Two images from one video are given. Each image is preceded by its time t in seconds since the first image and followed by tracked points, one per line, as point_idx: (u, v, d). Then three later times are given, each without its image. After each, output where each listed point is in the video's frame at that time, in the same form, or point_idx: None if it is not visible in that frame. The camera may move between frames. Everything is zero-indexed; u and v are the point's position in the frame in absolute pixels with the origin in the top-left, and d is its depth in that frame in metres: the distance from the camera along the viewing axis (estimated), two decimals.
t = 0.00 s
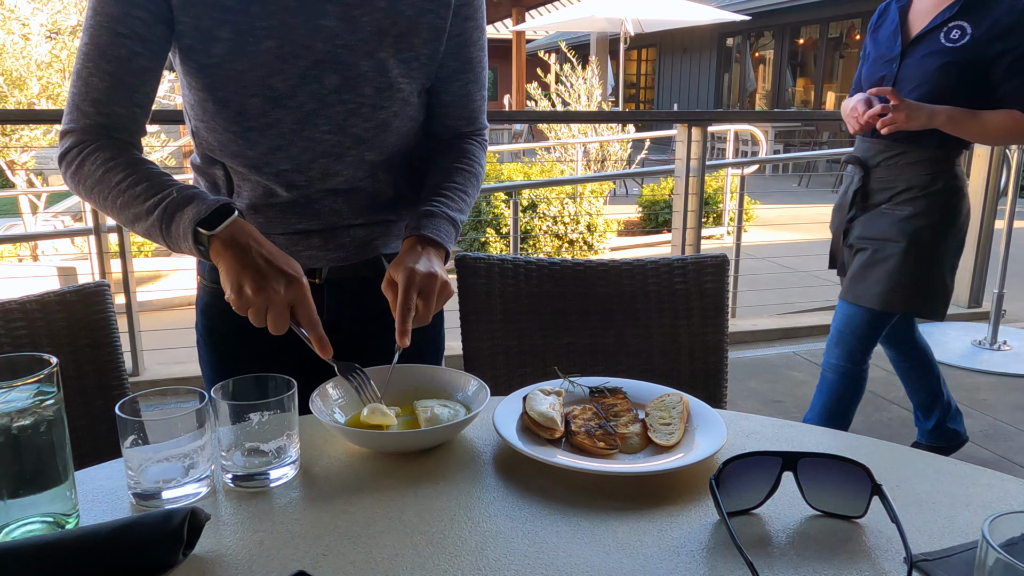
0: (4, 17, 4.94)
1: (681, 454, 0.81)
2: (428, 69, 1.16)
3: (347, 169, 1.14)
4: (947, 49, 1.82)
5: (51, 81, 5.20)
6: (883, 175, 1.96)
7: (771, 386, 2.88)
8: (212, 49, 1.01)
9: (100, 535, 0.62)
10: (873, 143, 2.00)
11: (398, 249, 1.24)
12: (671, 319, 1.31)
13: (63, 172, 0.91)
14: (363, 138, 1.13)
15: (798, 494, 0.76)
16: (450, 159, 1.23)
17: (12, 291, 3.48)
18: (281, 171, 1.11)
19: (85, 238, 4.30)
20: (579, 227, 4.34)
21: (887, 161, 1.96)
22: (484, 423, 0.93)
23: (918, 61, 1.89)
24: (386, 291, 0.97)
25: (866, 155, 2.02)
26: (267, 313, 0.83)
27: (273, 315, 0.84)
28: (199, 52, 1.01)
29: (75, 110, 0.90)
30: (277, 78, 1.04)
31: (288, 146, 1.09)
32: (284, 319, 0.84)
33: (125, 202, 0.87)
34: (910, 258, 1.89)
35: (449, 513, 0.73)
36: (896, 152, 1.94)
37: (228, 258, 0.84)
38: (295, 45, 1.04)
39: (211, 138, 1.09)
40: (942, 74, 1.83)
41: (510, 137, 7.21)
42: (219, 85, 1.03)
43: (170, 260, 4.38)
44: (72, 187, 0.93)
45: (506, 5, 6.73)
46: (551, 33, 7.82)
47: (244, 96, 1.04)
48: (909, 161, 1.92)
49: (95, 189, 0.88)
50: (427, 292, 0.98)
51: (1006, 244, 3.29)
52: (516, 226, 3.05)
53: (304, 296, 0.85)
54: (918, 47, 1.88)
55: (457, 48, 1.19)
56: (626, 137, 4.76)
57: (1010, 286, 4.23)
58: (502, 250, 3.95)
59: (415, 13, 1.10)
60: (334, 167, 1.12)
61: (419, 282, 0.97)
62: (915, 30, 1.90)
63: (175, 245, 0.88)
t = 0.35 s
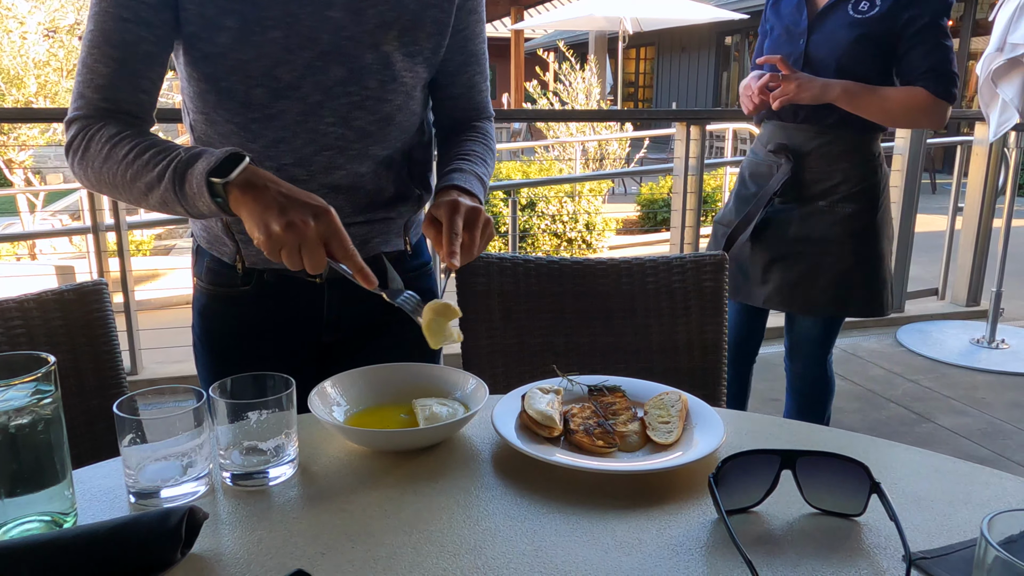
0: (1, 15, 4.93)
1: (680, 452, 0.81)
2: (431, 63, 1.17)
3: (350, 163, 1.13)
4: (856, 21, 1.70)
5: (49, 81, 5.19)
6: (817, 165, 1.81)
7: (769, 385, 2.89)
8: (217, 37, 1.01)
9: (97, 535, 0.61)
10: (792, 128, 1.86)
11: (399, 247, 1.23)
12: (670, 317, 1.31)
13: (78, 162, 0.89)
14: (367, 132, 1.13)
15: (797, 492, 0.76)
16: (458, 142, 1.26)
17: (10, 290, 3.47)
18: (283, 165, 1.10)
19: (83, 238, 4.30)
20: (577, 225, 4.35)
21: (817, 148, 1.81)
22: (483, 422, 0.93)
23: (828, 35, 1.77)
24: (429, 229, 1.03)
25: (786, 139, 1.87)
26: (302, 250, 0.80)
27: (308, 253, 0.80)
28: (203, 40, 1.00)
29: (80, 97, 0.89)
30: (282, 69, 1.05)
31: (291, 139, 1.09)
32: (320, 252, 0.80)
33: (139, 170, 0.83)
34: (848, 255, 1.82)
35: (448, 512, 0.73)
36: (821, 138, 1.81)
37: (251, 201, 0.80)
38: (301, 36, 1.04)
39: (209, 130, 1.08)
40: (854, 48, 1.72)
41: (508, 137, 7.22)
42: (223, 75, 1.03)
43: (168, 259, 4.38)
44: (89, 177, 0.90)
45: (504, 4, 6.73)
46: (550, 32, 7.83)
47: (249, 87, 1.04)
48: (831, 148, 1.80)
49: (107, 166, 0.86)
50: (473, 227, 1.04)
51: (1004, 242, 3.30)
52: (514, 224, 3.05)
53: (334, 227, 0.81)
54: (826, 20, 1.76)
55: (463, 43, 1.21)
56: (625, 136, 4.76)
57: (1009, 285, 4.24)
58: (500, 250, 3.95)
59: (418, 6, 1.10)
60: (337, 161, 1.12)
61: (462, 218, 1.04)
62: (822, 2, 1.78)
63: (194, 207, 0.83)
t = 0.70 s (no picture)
0: None
1: (679, 450, 0.81)
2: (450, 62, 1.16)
3: (363, 167, 1.13)
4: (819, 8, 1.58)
5: (46, 79, 5.18)
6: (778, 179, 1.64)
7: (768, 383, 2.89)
8: (244, 45, 0.98)
9: (95, 534, 0.61)
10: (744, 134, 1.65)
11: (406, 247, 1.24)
12: (670, 315, 1.31)
13: (193, 197, 0.86)
14: (382, 135, 1.12)
15: (796, 490, 0.76)
16: (509, 130, 1.26)
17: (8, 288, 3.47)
18: (297, 168, 1.10)
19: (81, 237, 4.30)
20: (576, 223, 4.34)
21: (775, 147, 1.64)
22: (481, 420, 0.93)
23: (785, 22, 1.61)
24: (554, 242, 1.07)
25: (740, 141, 1.66)
26: (455, 308, 0.81)
27: (462, 309, 0.82)
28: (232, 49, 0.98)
29: (189, 127, 0.85)
30: (302, 74, 1.04)
31: (308, 144, 1.09)
32: (473, 307, 0.82)
33: (275, 218, 0.81)
34: (804, 259, 1.68)
35: (446, 510, 0.73)
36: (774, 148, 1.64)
37: (406, 263, 0.81)
38: (320, 41, 1.03)
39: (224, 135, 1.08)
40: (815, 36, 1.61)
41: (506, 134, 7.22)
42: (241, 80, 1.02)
43: (167, 257, 4.37)
44: (205, 211, 0.87)
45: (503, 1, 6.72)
46: (549, 30, 7.81)
47: (268, 92, 1.03)
48: (784, 147, 1.64)
49: (237, 209, 0.83)
50: (598, 231, 1.05)
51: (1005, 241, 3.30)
52: (513, 222, 3.06)
53: (484, 281, 0.82)
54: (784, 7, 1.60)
55: (484, 35, 1.21)
56: (624, 134, 4.76)
57: (1007, 283, 4.24)
58: (499, 248, 3.95)
59: (435, 9, 1.09)
60: (351, 165, 1.12)
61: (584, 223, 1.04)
62: None
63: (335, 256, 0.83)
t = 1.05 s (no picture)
0: None
1: (680, 448, 0.81)
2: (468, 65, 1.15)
3: (378, 170, 1.13)
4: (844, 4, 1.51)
5: (46, 77, 5.18)
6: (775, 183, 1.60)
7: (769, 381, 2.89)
8: (264, 46, 0.98)
9: (97, 532, 0.61)
10: (745, 136, 1.60)
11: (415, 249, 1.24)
12: (670, 312, 1.30)
13: (215, 199, 0.86)
14: (399, 139, 1.12)
15: (798, 487, 0.76)
16: (526, 138, 1.25)
17: (8, 286, 3.47)
18: (312, 170, 1.10)
19: (81, 235, 4.30)
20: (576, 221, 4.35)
21: (778, 155, 1.58)
22: (482, 418, 0.93)
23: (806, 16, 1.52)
24: (572, 274, 1.07)
25: (741, 148, 1.60)
26: (476, 339, 0.81)
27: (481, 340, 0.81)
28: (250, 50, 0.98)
29: (218, 129, 0.84)
30: (321, 78, 1.04)
31: (324, 147, 1.09)
32: (493, 338, 0.82)
33: (299, 232, 0.81)
34: (815, 272, 1.61)
35: (448, 507, 0.73)
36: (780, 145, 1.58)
37: (428, 294, 0.81)
38: (340, 45, 1.03)
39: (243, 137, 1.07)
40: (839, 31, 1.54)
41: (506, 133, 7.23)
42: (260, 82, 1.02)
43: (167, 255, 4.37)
44: (227, 214, 0.87)
45: None
46: (548, 28, 7.81)
47: (287, 95, 1.03)
48: (788, 155, 1.58)
49: (262, 218, 0.83)
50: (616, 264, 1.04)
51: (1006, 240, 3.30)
52: (514, 221, 3.06)
53: (508, 315, 0.82)
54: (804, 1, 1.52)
55: (505, 38, 1.20)
56: (624, 132, 4.77)
57: (1006, 281, 4.24)
58: (499, 246, 3.95)
59: (453, 13, 1.09)
60: (365, 168, 1.12)
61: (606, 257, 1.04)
62: None
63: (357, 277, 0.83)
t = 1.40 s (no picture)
0: None
1: (682, 445, 0.81)
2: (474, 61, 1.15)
3: (384, 165, 1.13)
4: None
5: (45, 75, 5.17)
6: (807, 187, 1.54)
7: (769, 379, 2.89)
8: (271, 39, 0.97)
9: (98, 529, 0.61)
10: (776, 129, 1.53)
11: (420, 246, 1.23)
12: (671, 310, 1.30)
13: (220, 192, 0.86)
14: (406, 134, 1.12)
15: (799, 484, 0.76)
16: (528, 125, 1.26)
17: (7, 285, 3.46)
18: (318, 165, 1.10)
19: (80, 233, 4.29)
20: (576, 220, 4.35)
21: (812, 158, 1.52)
22: (484, 416, 0.93)
23: None
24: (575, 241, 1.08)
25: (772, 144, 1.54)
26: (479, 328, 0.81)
27: (486, 327, 0.81)
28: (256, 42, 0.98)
29: (222, 122, 0.84)
30: (327, 71, 1.03)
31: (331, 142, 1.08)
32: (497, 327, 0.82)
33: (304, 223, 0.81)
34: (838, 281, 1.58)
35: (449, 504, 0.73)
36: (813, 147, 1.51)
37: (433, 279, 0.80)
38: (347, 38, 1.02)
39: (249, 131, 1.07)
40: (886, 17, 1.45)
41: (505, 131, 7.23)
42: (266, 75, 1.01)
43: (166, 254, 4.37)
44: (232, 206, 0.87)
45: None
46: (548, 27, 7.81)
47: (293, 88, 1.03)
48: (822, 158, 1.52)
49: (267, 210, 0.83)
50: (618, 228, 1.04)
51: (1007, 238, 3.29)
52: (514, 219, 3.06)
53: (511, 301, 0.81)
54: None
55: (511, 33, 1.20)
56: (624, 130, 4.77)
57: (1006, 280, 4.24)
58: (499, 244, 3.95)
59: (462, 8, 1.08)
60: (372, 163, 1.12)
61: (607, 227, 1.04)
62: None
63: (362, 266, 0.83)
